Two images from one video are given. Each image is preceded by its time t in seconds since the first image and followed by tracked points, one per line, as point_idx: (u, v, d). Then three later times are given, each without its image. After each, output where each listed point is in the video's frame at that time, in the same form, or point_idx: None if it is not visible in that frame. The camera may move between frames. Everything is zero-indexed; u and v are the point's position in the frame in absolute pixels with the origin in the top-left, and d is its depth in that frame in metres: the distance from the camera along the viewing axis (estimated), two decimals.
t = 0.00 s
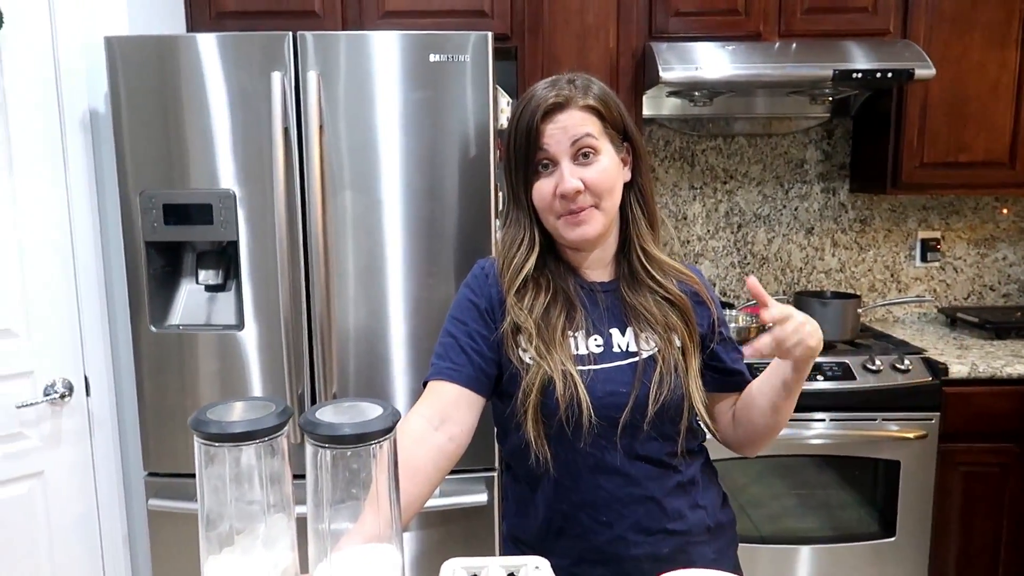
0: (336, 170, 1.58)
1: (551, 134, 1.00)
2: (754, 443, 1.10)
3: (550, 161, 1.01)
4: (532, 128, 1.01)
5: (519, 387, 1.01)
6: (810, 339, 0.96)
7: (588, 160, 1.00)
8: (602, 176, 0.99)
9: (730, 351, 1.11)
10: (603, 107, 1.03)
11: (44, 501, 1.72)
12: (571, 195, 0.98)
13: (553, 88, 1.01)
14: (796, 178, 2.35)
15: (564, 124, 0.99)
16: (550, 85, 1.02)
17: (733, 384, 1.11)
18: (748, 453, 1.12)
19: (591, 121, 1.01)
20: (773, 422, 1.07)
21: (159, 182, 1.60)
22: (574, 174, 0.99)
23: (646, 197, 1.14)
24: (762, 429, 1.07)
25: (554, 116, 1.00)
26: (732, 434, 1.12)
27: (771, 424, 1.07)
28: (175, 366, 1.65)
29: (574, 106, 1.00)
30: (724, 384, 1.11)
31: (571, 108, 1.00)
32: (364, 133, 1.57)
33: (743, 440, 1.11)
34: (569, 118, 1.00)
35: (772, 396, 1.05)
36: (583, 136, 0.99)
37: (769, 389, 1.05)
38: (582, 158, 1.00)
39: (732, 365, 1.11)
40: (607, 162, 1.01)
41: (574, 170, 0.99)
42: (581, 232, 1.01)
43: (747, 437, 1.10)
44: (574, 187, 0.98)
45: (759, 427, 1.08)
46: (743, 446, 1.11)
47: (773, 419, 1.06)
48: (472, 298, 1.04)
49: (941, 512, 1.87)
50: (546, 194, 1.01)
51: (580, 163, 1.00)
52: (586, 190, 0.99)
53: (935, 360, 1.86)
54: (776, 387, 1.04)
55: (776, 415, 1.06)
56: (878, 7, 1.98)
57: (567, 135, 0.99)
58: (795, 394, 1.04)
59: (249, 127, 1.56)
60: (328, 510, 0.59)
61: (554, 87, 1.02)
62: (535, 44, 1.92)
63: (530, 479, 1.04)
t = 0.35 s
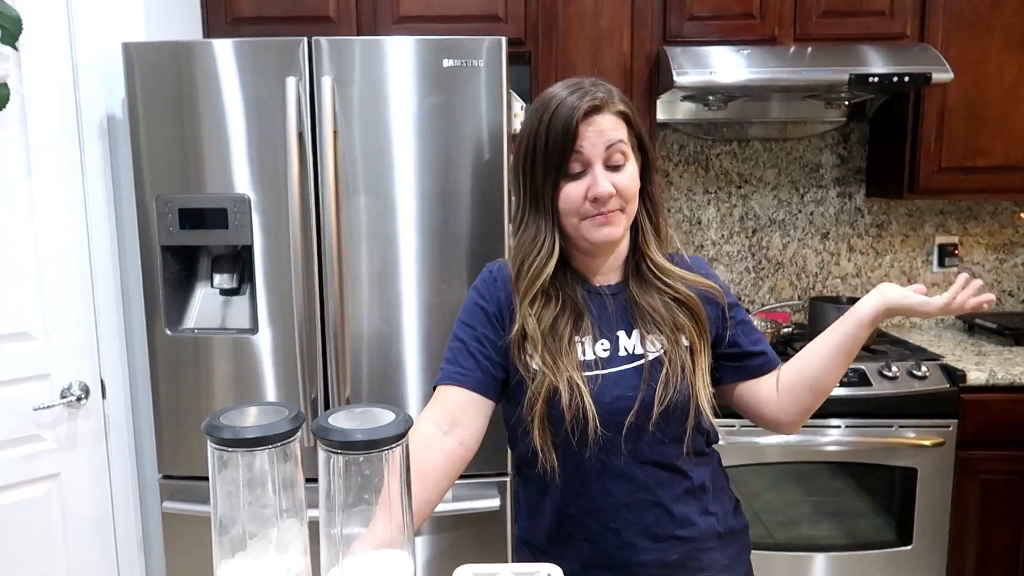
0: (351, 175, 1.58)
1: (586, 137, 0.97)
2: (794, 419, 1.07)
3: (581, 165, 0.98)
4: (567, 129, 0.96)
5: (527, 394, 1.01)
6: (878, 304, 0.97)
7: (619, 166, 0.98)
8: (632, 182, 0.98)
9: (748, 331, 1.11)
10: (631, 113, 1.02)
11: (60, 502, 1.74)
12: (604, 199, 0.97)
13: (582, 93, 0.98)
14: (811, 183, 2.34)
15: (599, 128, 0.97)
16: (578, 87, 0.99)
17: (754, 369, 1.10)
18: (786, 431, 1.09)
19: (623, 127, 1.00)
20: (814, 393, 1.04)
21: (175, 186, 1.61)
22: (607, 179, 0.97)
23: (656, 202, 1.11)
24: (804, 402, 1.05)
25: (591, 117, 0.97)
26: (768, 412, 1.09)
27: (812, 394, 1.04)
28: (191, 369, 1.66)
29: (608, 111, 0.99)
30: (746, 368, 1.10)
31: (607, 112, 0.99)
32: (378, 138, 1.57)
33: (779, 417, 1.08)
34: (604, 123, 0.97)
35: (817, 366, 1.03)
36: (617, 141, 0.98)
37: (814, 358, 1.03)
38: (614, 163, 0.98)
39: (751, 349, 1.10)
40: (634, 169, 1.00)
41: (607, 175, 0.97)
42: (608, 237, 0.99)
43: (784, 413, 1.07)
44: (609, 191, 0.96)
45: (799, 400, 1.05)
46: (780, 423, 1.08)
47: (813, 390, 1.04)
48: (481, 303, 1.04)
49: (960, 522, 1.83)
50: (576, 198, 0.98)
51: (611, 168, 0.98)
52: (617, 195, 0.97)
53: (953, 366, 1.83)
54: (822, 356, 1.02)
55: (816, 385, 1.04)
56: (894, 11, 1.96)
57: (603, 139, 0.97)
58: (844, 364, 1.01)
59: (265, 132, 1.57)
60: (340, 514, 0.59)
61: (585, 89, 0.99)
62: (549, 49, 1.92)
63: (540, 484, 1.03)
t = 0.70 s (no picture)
0: (360, 177, 1.58)
1: (586, 145, 0.96)
2: (794, 397, 1.07)
3: (583, 174, 0.98)
4: (567, 139, 0.96)
5: (547, 402, 0.99)
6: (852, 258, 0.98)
7: (621, 173, 0.98)
8: (636, 189, 0.97)
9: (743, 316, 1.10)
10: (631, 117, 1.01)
11: (70, 504, 1.75)
12: (607, 208, 0.96)
13: (580, 99, 0.97)
14: (822, 185, 2.32)
15: (599, 135, 0.96)
16: (577, 94, 0.98)
17: (754, 357, 1.09)
18: (789, 412, 1.09)
19: (623, 133, 0.99)
20: (809, 366, 1.05)
21: (185, 189, 1.62)
22: (610, 187, 0.96)
23: (661, 202, 1.11)
24: (801, 377, 1.06)
25: (591, 126, 0.96)
26: (767, 393, 1.09)
27: (808, 368, 1.05)
28: (200, 371, 1.67)
29: (607, 117, 0.98)
30: (744, 355, 1.09)
31: (606, 119, 0.98)
32: (387, 140, 1.57)
33: (779, 397, 1.08)
34: (604, 129, 0.97)
35: (806, 336, 1.03)
36: (618, 148, 0.97)
37: (801, 327, 1.04)
38: (616, 171, 0.97)
39: (748, 336, 1.09)
40: (637, 174, 0.99)
41: (609, 183, 0.97)
42: (616, 247, 0.99)
43: (783, 392, 1.07)
44: (611, 200, 0.96)
45: (796, 375, 1.06)
46: (781, 404, 1.09)
47: (808, 362, 1.04)
48: (497, 299, 1.00)
49: (976, 526, 1.81)
50: (581, 208, 0.98)
51: (614, 176, 0.97)
52: (621, 203, 0.96)
53: (967, 369, 1.82)
54: (808, 323, 1.03)
55: (810, 357, 1.04)
56: (907, 11, 1.95)
57: (603, 148, 0.96)
58: (831, 330, 1.01)
59: (273, 136, 1.58)
60: (345, 518, 0.59)
61: (582, 96, 0.98)
62: (558, 51, 1.91)
63: (549, 489, 1.02)
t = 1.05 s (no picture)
0: (364, 172, 1.58)
1: (542, 134, 1.01)
2: (801, 411, 1.06)
3: (547, 163, 1.01)
4: (523, 133, 1.02)
5: (547, 398, 0.99)
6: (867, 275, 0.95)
7: (585, 153, 0.99)
8: (602, 164, 0.98)
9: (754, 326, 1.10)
10: (593, 103, 1.04)
11: (73, 498, 1.75)
12: (573, 187, 0.97)
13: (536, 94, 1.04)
14: (830, 182, 2.30)
15: (553, 122, 1.01)
16: (536, 92, 1.05)
17: (761, 366, 1.08)
18: (794, 424, 1.08)
19: (581, 116, 1.02)
20: (816, 380, 1.03)
21: (188, 184, 1.62)
22: (574, 167, 0.98)
23: (651, 193, 1.12)
24: (807, 391, 1.04)
25: (541, 116, 1.02)
26: (774, 404, 1.08)
27: (815, 383, 1.03)
28: (203, 366, 1.67)
29: (560, 104, 1.02)
30: (752, 364, 1.08)
31: (559, 106, 1.02)
32: (391, 135, 1.57)
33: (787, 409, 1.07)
34: (558, 116, 1.01)
35: (815, 351, 1.02)
36: (575, 130, 1.00)
37: (812, 341, 1.02)
38: (579, 152, 1.00)
39: (755, 344, 1.09)
40: (604, 151, 1.00)
41: (573, 164, 0.98)
42: (592, 224, 0.99)
43: (789, 405, 1.06)
44: (575, 178, 0.97)
45: (803, 388, 1.04)
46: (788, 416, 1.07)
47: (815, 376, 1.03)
48: (498, 297, 1.01)
49: (983, 527, 1.80)
50: (549, 194, 1.00)
51: (578, 157, 0.99)
52: (588, 180, 0.97)
53: (975, 368, 1.80)
54: (819, 338, 1.01)
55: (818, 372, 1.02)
56: (916, 6, 1.92)
57: (558, 133, 1.00)
58: (842, 347, 0.99)
59: (277, 130, 1.57)
60: (345, 514, 0.58)
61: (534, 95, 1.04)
62: (564, 46, 1.90)
63: (550, 485, 1.02)
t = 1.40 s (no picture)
0: (364, 167, 1.58)
1: (538, 133, 1.00)
2: (796, 408, 1.04)
3: (542, 161, 1.01)
4: (519, 130, 1.02)
5: (534, 394, 1.00)
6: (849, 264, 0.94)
7: (581, 152, 0.99)
8: (596, 165, 0.98)
9: (746, 322, 1.09)
10: (589, 102, 1.04)
11: (74, 493, 1.76)
12: (567, 187, 0.97)
13: (533, 90, 1.04)
14: (832, 177, 2.29)
15: (549, 120, 1.00)
16: (533, 88, 1.04)
17: (752, 362, 1.07)
18: (793, 422, 1.07)
19: (578, 115, 1.01)
20: (809, 377, 1.02)
21: (188, 180, 1.62)
22: (568, 167, 0.98)
23: (645, 193, 1.12)
24: (801, 388, 1.03)
25: (538, 114, 1.01)
26: (769, 404, 1.07)
27: (808, 380, 1.02)
28: (203, 362, 1.67)
29: (557, 102, 1.02)
30: (743, 361, 1.08)
31: (555, 104, 1.02)
32: (391, 130, 1.56)
33: (782, 408, 1.06)
34: (555, 114, 1.00)
35: (804, 346, 1.01)
36: (571, 129, 0.99)
37: (802, 339, 1.01)
38: (574, 151, 0.99)
39: (748, 341, 1.08)
40: (599, 151, 0.99)
41: (567, 164, 0.98)
42: (585, 224, 0.99)
43: (785, 403, 1.05)
44: (568, 178, 0.97)
45: (797, 386, 1.03)
46: (785, 416, 1.06)
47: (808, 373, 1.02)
48: (489, 294, 1.02)
49: (982, 523, 1.79)
50: (543, 192, 0.99)
51: (573, 157, 0.99)
52: (582, 181, 0.97)
53: (976, 364, 1.80)
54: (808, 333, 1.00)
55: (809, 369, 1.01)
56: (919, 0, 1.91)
57: (554, 132, 1.00)
58: (831, 341, 0.98)
59: (277, 126, 1.57)
60: (341, 511, 0.58)
61: (530, 91, 1.03)
62: (565, 40, 1.89)
63: (541, 480, 1.02)
